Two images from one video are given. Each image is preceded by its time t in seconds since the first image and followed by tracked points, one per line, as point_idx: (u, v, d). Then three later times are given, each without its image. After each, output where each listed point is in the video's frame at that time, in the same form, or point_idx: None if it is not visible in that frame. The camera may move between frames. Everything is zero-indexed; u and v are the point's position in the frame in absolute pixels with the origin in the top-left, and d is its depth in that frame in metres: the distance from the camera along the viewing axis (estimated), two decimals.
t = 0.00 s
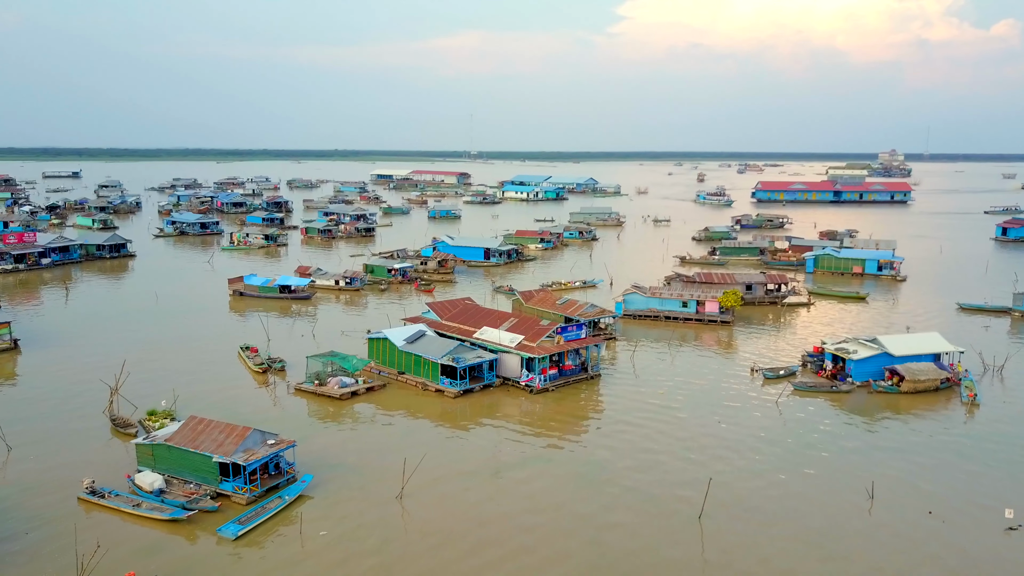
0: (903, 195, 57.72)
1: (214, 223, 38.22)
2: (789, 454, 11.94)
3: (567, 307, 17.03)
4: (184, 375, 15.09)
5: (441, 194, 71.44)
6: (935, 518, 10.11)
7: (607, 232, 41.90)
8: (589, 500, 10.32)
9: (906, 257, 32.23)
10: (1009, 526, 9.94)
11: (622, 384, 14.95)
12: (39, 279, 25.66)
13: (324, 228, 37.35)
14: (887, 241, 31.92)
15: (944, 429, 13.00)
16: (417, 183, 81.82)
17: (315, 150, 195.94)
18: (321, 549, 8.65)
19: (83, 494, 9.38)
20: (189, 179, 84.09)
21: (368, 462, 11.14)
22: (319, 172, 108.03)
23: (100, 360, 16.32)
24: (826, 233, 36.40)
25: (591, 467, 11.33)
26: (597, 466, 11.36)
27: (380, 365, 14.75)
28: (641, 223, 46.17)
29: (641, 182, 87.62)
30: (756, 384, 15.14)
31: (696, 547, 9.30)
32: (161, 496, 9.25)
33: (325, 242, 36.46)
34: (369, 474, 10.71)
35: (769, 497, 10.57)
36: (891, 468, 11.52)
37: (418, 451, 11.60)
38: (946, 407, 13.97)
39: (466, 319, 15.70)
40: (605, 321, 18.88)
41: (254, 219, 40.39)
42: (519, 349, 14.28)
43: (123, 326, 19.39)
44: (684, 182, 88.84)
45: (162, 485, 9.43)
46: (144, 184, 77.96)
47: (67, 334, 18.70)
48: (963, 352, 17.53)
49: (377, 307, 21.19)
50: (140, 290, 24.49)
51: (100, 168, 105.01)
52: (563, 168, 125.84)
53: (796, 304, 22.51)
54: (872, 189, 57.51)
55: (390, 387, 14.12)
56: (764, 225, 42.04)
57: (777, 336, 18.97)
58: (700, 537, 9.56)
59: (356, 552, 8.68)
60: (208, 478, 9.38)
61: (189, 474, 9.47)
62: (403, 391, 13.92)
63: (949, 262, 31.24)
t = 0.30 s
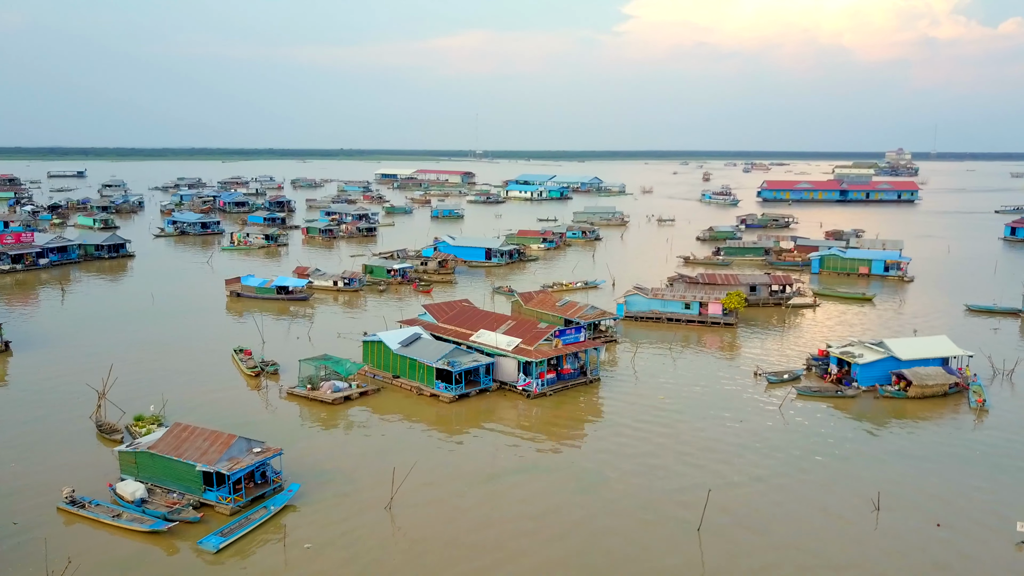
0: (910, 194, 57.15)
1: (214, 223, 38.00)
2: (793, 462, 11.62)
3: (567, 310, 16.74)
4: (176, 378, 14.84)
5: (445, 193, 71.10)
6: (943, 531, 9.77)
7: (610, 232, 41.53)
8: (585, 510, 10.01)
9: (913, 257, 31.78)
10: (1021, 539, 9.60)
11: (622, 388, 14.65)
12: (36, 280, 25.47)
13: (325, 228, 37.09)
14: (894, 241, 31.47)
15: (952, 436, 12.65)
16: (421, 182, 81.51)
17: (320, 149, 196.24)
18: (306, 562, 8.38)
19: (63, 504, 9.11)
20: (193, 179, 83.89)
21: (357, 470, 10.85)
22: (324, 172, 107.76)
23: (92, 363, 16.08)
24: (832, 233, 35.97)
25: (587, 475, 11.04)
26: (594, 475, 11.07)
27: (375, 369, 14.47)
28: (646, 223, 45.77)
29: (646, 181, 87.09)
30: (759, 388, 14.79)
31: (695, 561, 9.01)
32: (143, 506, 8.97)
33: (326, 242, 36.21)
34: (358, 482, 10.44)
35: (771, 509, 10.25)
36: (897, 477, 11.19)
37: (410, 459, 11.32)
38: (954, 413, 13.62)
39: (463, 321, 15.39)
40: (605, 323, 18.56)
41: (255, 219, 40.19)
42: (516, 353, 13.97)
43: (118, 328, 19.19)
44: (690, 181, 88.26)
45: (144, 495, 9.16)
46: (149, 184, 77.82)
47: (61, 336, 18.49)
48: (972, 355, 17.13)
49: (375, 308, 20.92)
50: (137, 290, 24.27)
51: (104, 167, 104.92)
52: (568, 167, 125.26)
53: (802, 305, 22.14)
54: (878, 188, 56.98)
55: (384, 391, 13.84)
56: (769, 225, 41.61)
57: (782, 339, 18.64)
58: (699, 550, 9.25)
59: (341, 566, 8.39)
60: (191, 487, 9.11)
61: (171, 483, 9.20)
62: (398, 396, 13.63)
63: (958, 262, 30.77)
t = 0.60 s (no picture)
0: (916, 194, 56.64)
1: (214, 223, 37.80)
2: (794, 471, 11.30)
3: (566, 313, 16.44)
4: (166, 382, 14.60)
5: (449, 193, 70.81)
6: (950, 548, 9.42)
7: (613, 232, 41.18)
8: (578, 523, 9.72)
9: (920, 258, 31.34)
10: None
11: (621, 392, 14.34)
12: (32, 280, 25.28)
13: (325, 228, 36.86)
14: (900, 241, 31.04)
15: (959, 444, 12.31)
16: (424, 181, 81.20)
17: (325, 149, 196.48)
18: None
19: (40, 515, 8.86)
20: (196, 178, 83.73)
21: (345, 478, 10.57)
22: (329, 172, 107.66)
23: (82, 366, 15.83)
24: (837, 233, 35.55)
25: (582, 485, 10.73)
26: (589, 484, 10.77)
27: (368, 374, 14.19)
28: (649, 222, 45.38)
29: (650, 180, 86.61)
30: (760, 394, 14.46)
31: None
32: (121, 518, 8.71)
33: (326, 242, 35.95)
34: (346, 491, 10.15)
35: (771, 521, 9.93)
36: (901, 488, 10.86)
37: (401, 467, 11.03)
38: (961, 420, 13.26)
39: (458, 324, 15.10)
40: (605, 326, 18.24)
41: (255, 219, 39.99)
42: (511, 357, 13.67)
43: (111, 330, 18.96)
44: (694, 180, 87.76)
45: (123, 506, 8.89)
46: (153, 183, 77.78)
47: (53, 338, 18.27)
48: (980, 359, 16.75)
49: (372, 310, 20.65)
50: (133, 291, 24.05)
51: (108, 167, 104.89)
52: (572, 166, 124.78)
53: (805, 307, 21.78)
54: (884, 188, 56.48)
55: (377, 396, 13.56)
56: (774, 225, 41.19)
57: (785, 341, 18.29)
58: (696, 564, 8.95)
59: None
60: (171, 498, 8.84)
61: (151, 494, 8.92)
62: (390, 401, 13.35)
63: (965, 263, 30.33)
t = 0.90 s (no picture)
0: (916, 193, 56.32)
1: (209, 224, 37.51)
2: (791, 480, 10.98)
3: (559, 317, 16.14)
4: (149, 386, 14.28)
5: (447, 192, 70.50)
6: (950, 559, 9.10)
7: (611, 232, 40.85)
8: (566, 533, 9.40)
9: (920, 258, 31.02)
10: None
11: (614, 397, 14.03)
12: (22, 282, 24.99)
13: (321, 228, 36.55)
14: (900, 241, 30.72)
15: (960, 451, 12.00)
16: (423, 181, 80.83)
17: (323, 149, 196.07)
18: None
19: (8, 527, 8.55)
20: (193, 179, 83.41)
21: (328, 487, 10.25)
22: (328, 171, 107.32)
23: (65, 369, 15.53)
24: (836, 233, 35.24)
25: (572, 493, 10.42)
26: (578, 492, 10.47)
27: (355, 379, 13.89)
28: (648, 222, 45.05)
29: (650, 180, 86.25)
30: (757, 399, 14.14)
31: None
32: (92, 532, 8.41)
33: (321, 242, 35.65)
34: (328, 500, 9.85)
35: (766, 531, 9.63)
36: (901, 496, 10.56)
37: (385, 475, 10.71)
38: (963, 426, 12.95)
39: (449, 328, 14.80)
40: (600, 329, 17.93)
41: (251, 219, 39.70)
42: (502, 361, 13.37)
43: (98, 333, 18.67)
44: (694, 180, 87.39)
45: (94, 519, 8.59)
46: (150, 183, 77.43)
47: (38, 341, 17.98)
48: (981, 363, 16.44)
49: (364, 312, 20.36)
50: (123, 293, 23.74)
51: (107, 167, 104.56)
52: (571, 167, 124.34)
53: (804, 309, 21.47)
54: (884, 187, 56.16)
55: (364, 402, 13.26)
56: (773, 224, 40.86)
57: (783, 344, 17.98)
58: None
59: None
60: (144, 511, 8.55)
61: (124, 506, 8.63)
62: (378, 407, 13.05)
63: (966, 263, 30.01)
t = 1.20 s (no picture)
0: (917, 193, 56.01)
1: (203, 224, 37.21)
2: (786, 487, 10.70)
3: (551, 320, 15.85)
4: (133, 391, 13.99)
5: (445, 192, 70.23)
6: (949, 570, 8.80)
7: (608, 232, 40.55)
8: (554, 542, 9.11)
9: (920, 258, 30.74)
10: None
11: (607, 402, 13.74)
12: (11, 283, 24.72)
13: (316, 228, 36.28)
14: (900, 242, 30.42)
15: (960, 458, 11.71)
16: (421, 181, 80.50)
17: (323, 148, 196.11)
18: None
19: None
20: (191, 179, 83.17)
21: (309, 495, 9.96)
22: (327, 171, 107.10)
23: (48, 372, 15.23)
24: (836, 233, 34.95)
25: (561, 501, 10.13)
26: (568, 500, 10.17)
27: (342, 385, 13.61)
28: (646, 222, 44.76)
29: (649, 180, 85.92)
30: (752, 404, 13.84)
31: None
32: (60, 546, 8.12)
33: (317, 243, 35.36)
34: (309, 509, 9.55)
35: (761, 540, 9.34)
36: (899, 505, 10.27)
37: (369, 483, 10.41)
38: (963, 432, 12.65)
39: (438, 332, 14.50)
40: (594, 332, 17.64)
41: (246, 219, 39.43)
42: (491, 366, 13.07)
43: (85, 335, 18.39)
44: (693, 180, 87.08)
45: (63, 532, 8.30)
46: (148, 184, 77.20)
47: (24, 343, 17.70)
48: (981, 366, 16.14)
49: (356, 314, 20.08)
50: (114, 294, 23.46)
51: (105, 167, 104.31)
52: (570, 167, 124.03)
53: (802, 310, 21.19)
54: (884, 186, 55.86)
55: (350, 408, 12.97)
56: (772, 224, 40.55)
57: (779, 347, 17.69)
58: None
59: None
60: (115, 524, 8.26)
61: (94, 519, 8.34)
62: (364, 413, 12.76)
63: (966, 264, 29.72)
